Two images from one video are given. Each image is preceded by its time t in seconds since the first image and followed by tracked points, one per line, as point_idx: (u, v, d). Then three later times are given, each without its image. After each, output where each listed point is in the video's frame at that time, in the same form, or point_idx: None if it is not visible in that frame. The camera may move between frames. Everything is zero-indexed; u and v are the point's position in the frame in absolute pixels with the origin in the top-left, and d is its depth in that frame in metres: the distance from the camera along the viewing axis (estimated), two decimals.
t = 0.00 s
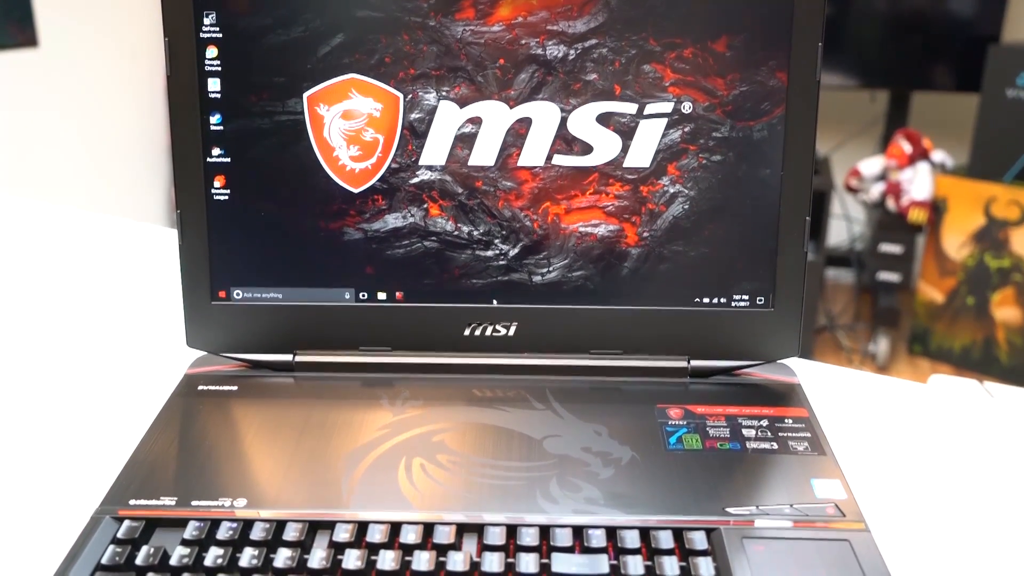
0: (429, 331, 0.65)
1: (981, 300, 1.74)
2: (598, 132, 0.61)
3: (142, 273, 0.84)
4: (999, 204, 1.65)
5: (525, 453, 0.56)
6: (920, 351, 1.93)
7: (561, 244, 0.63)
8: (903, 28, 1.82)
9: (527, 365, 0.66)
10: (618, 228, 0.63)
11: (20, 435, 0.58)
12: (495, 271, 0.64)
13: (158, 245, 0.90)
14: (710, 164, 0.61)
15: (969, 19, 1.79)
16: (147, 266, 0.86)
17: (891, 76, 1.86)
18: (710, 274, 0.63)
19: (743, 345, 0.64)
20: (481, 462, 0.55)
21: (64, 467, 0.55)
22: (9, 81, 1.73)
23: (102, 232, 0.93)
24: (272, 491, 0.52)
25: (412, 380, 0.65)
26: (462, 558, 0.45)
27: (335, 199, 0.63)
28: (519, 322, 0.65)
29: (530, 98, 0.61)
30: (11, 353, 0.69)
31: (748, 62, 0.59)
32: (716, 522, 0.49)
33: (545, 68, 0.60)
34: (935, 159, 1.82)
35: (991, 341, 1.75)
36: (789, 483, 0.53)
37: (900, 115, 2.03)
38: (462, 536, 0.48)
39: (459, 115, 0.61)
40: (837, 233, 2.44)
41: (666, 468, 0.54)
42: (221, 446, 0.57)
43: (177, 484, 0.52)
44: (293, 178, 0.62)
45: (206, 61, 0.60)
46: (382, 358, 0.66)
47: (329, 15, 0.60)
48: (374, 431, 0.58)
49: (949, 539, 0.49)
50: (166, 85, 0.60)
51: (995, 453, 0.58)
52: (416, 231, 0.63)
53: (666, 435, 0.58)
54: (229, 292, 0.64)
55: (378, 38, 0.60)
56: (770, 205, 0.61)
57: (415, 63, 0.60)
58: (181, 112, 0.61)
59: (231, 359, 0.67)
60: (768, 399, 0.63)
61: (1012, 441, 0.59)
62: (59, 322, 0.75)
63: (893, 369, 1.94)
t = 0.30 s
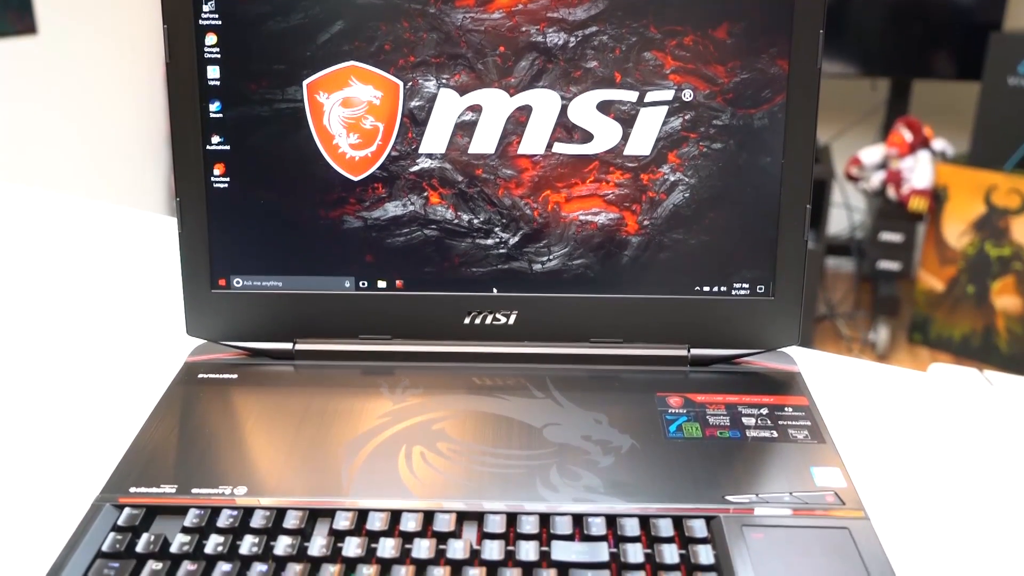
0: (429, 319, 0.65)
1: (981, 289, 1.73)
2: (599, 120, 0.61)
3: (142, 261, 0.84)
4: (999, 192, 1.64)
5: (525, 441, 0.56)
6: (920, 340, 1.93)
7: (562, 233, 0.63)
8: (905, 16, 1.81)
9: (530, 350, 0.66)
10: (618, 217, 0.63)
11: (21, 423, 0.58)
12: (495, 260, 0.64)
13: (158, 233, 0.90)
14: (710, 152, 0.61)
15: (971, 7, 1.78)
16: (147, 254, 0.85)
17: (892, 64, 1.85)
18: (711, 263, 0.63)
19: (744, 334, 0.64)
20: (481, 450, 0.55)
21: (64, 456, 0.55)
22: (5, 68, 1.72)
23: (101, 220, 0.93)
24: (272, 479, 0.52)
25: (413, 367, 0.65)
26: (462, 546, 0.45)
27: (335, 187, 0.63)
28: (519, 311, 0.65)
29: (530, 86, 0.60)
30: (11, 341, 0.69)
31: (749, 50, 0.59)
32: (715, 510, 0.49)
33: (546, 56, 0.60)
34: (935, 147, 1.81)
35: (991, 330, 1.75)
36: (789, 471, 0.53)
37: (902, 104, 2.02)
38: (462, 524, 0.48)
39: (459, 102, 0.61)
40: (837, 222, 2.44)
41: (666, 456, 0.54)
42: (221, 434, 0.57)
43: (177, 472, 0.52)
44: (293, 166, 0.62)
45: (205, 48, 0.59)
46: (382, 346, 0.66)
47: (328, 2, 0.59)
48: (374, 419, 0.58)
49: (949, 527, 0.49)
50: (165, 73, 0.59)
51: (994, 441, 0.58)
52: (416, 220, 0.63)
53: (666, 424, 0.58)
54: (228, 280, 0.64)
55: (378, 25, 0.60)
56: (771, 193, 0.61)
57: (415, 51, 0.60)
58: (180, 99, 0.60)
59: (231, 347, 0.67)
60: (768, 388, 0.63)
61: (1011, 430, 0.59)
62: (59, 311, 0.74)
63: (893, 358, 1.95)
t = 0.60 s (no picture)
0: (429, 312, 0.65)
1: (981, 281, 1.73)
2: (599, 112, 0.61)
3: (142, 253, 0.84)
4: (999, 184, 1.64)
5: (525, 433, 0.56)
6: (920, 333, 1.93)
7: (562, 225, 0.63)
8: (906, 8, 1.80)
9: (529, 345, 0.66)
10: (619, 209, 0.62)
11: (21, 415, 0.58)
12: (495, 252, 0.64)
13: (158, 225, 0.90)
14: (711, 144, 0.61)
15: None
16: (147, 246, 0.85)
17: (893, 56, 1.85)
18: (711, 255, 0.63)
19: (744, 326, 0.64)
20: (481, 442, 0.55)
21: (64, 448, 0.55)
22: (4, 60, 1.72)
23: (101, 212, 0.93)
24: (273, 471, 0.52)
25: (413, 361, 0.65)
26: (462, 538, 0.45)
27: (335, 180, 0.62)
28: (519, 303, 0.65)
29: (530, 78, 0.60)
30: (11, 333, 0.69)
31: (750, 41, 0.58)
32: (716, 502, 0.49)
33: (546, 47, 0.60)
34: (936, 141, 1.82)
35: (991, 322, 1.74)
36: (789, 463, 0.53)
37: (903, 96, 2.01)
38: (462, 516, 0.48)
39: (459, 94, 0.61)
40: (837, 215, 2.44)
41: (666, 448, 0.55)
42: (222, 426, 0.57)
43: (178, 464, 0.52)
44: (293, 158, 0.62)
45: (204, 40, 0.59)
46: (382, 339, 0.66)
47: None
48: (374, 411, 0.58)
49: (948, 519, 0.49)
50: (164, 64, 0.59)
51: (994, 433, 0.58)
52: (416, 212, 0.63)
53: (667, 416, 0.58)
54: (229, 272, 0.64)
55: (377, 17, 0.59)
56: (772, 186, 0.61)
57: (415, 42, 0.60)
58: (180, 91, 0.60)
59: (231, 340, 0.67)
60: (768, 380, 0.63)
61: (1011, 422, 0.59)
62: (59, 303, 0.74)
63: (893, 350, 1.95)
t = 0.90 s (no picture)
0: (429, 302, 0.65)
1: (982, 274, 1.73)
2: (600, 102, 0.60)
3: (142, 243, 0.84)
4: (1000, 177, 1.64)
5: (525, 424, 0.56)
6: (920, 325, 1.92)
7: (562, 215, 0.63)
8: None
9: (527, 336, 0.66)
10: (620, 199, 0.62)
11: (22, 405, 0.58)
12: (495, 242, 0.64)
13: (158, 216, 0.90)
14: (712, 134, 0.61)
15: None
16: (147, 237, 0.85)
17: (896, 47, 1.84)
18: (712, 246, 0.63)
19: (745, 317, 0.64)
20: (481, 432, 0.55)
21: (65, 438, 0.55)
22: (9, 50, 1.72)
23: (101, 202, 0.93)
24: (273, 461, 0.52)
25: (414, 351, 0.65)
26: (462, 528, 0.46)
27: (335, 169, 0.62)
28: (520, 294, 0.64)
29: (531, 67, 0.60)
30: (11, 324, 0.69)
31: (752, 31, 0.58)
32: (716, 492, 0.49)
33: (547, 37, 0.59)
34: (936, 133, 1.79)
35: (991, 315, 1.74)
36: (789, 454, 0.53)
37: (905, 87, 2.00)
38: (462, 505, 0.48)
39: (460, 84, 0.60)
40: (838, 207, 2.43)
41: (666, 439, 0.55)
42: (222, 416, 0.57)
43: (178, 453, 0.52)
44: (293, 147, 0.62)
45: (204, 29, 0.59)
46: (383, 329, 0.66)
47: None
48: (374, 402, 0.58)
49: (948, 510, 0.49)
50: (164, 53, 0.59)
51: (994, 425, 0.58)
52: (416, 202, 0.63)
53: (667, 407, 0.58)
54: (229, 262, 0.64)
55: (378, 6, 0.59)
56: (773, 176, 0.61)
57: (415, 32, 0.60)
58: (179, 80, 0.60)
59: (231, 330, 0.67)
60: (768, 371, 0.63)
61: (1011, 414, 0.59)
62: (59, 293, 0.74)
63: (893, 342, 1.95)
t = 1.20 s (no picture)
0: (429, 292, 0.65)
1: (982, 263, 1.73)
2: (600, 90, 0.60)
3: (140, 232, 0.84)
4: (1001, 166, 1.63)
5: (525, 413, 0.56)
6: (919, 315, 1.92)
7: (562, 205, 0.63)
8: None
9: (528, 325, 0.66)
10: (619, 188, 0.62)
11: (21, 395, 0.58)
12: (495, 232, 0.63)
13: (157, 205, 0.90)
14: (712, 123, 0.60)
15: None
16: (145, 226, 0.85)
17: (896, 36, 1.83)
18: (712, 235, 0.62)
19: (745, 306, 0.64)
20: (480, 421, 0.55)
21: (64, 428, 0.55)
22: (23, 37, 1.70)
23: (99, 191, 0.93)
24: (272, 449, 0.52)
25: (414, 340, 0.65)
26: (462, 516, 0.46)
27: (334, 158, 0.62)
28: (520, 283, 0.64)
29: (530, 56, 0.60)
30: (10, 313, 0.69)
31: (752, 20, 0.58)
32: (715, 481, 0.49)
33: (547, 25, 0.59)
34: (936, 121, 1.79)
35: (991, 304, 1.74)
36: (789, 443, 0.53)
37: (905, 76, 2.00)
38: (462, 494, 0.49)
39: (459, 73, 0.60)
40: (838, 196, 2.43)
41: (665, 428, 0.55)
42: (221, 405, 0.57)
43: (177, 442, 0.52)
44: (292, 136, 0.61)
45: (201, 17, 0.58)
46: (382, 318, 0.66)
47: None
48: (374, 390, 0.58)
49: (946, 500, 0.50)
50: (162, 42, 0.58)
51: (994, 414, 0.58)
52: (416, 191, 0.63)
53: (666, 396, 0.58)
54: (228, 252, 0.64)
55: None
56: (774, 165, 0.61)
57: (414, 20, 0.59)
58: (177, 69, 0.59)
59: (230, 319, 0.67)
60: (768, 360, 0.63)
61: (1010, 403, 0.59)
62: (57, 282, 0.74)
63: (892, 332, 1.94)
